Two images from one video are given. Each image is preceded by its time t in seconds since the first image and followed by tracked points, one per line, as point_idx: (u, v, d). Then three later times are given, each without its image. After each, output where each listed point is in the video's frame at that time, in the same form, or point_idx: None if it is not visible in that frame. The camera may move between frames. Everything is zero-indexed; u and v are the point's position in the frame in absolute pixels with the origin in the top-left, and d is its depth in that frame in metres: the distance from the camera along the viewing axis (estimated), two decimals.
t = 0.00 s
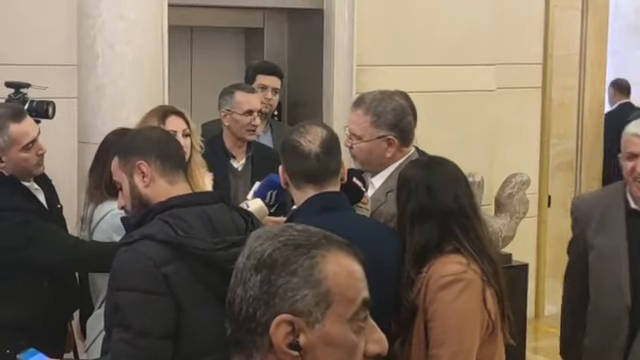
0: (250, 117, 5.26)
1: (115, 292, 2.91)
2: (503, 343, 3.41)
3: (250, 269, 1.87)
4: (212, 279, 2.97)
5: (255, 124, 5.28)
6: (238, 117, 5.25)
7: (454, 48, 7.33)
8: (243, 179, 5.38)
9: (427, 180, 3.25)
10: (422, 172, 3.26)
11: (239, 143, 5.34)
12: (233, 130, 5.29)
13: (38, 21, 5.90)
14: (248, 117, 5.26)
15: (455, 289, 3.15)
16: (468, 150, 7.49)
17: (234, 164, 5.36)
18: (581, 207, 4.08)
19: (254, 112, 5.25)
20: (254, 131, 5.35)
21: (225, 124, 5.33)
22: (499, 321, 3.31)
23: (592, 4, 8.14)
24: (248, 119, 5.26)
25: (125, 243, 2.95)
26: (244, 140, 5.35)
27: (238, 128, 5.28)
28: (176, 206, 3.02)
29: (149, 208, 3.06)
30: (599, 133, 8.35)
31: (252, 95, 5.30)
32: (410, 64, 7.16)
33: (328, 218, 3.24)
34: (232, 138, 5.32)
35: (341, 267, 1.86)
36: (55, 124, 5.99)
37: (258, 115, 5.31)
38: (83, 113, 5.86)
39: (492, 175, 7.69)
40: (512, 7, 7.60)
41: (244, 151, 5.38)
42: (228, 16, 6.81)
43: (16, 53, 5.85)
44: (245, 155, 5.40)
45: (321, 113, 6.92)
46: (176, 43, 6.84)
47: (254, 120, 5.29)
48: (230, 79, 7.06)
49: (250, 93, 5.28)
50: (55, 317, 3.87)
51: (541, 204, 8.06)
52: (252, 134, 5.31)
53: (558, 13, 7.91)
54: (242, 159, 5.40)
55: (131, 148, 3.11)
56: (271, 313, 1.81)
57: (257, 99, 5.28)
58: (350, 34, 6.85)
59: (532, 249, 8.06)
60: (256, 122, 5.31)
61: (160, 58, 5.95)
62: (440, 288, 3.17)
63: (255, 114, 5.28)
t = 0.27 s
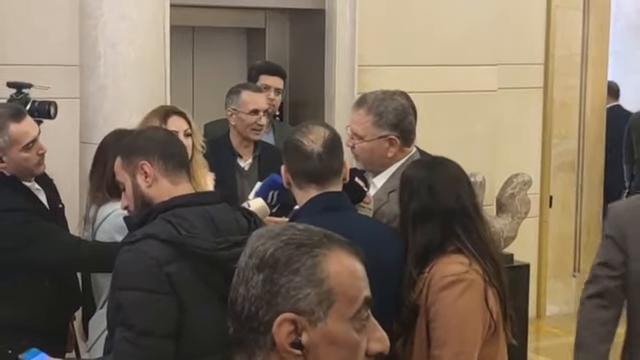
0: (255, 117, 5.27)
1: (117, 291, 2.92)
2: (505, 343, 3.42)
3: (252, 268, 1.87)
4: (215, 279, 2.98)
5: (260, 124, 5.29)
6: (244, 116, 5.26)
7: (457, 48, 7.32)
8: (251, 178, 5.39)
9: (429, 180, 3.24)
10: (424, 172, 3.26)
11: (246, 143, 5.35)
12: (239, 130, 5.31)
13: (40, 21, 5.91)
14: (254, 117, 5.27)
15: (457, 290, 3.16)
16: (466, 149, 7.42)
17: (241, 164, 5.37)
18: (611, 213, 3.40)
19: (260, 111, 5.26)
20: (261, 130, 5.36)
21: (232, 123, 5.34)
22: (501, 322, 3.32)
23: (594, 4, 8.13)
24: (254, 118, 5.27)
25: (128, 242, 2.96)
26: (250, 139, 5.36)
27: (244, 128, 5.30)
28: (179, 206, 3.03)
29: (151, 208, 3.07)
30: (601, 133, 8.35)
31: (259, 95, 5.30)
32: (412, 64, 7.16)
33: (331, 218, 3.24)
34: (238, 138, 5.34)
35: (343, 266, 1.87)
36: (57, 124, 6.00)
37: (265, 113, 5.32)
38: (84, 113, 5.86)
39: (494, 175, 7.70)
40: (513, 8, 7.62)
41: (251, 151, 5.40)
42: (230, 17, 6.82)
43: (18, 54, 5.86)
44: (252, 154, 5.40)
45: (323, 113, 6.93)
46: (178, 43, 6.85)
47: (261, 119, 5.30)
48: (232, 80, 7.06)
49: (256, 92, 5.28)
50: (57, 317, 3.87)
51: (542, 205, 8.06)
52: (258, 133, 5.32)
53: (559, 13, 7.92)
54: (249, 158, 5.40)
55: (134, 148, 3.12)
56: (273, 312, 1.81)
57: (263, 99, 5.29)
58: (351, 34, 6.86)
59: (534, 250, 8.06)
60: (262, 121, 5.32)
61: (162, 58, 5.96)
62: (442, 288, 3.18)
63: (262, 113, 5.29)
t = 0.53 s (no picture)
0: (257, 115, 5.26)
1: (118, 292, 2.91)
2: (507, 345, 3.41)
3: (257, 270, 1.85)
4: (216, 279, 2.97)
5: (264, 122, 5.28)
6: (247, 115, 5.27)
7: (458, 49, 7.31)
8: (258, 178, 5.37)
9: (431, 181, 3.24)
10: (427, 173, 3.25)
11: (250, 143, 5.35)
12: (244, 129, 5.31)
13: (41, 22, 5.90)
14: (256, 115, 5.26)
15: (459, 291, 3.15)
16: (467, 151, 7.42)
17: (248, 165, 5.35)
18: None
19: (262, 108, 5.26)
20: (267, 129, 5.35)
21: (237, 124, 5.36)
22: (503, 323, 3.30)
23: (595, 4, 8.12)
24: (256, 115, 5.27)
25: (128, 243, 2.95)
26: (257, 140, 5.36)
27: (248, 127, 5.30)
28: (180, 207, 3.02)
29: (152, 209, 3.06)
30: (602, 134, 8.35)
31: (263, 94, 5.31)
32: (413, 65, 7.16)
33: (332, 219, 3.24)
34: (244, 138, 5.34)
35: (347, 266, 1.87)
36: (57, 126, 5.98)
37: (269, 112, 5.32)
38: (86, 114, 5.85)
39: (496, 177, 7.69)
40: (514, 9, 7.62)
41: (257, 152, 5.38)
42: (231, 18, 6.81)
43: (19, 55, 5.85)
44: (259, 155, 5.40)
45: (324, 114, 6.92)
46: (179, 44, 6.85)
47: (264, 117, 5.29)
48: (233, 81, 7.05)
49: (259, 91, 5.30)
50: (58, 318, 3.86)
51: (544, 206, 8.04)
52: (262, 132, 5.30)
53: (560, 14, 7.92)
54: (257, 159, 5.39)
55: (136, 150, 3.12)
56: (280, 314, 1.80)
57: (266, 97, 5.29)
58: (353, 35, 6.86)
59: (536, 251, 8.05)
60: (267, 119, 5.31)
61: (163, 59, 5.95)
62: (444, 289, 3.17)
63: (264, 111, 5.28)
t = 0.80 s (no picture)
0: (258, 111, 5.29)
1: (120, 293, 2.91)
2: (510, 345, 3.40)
3: (260, 270, 1.85)
4: (217, 279, 2.96)
5: (265, 118, 5.29)
6: (248, 112, 5.31)
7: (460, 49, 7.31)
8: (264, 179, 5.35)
9: (434, 181, 3.23)
10: (429, 173, 3.25)
11: (255, 142, 5.35)
12: (247, 128, 5.34)
13: (42, 23, 5.90)
14: (256, 111, 5.29)
15: (461, 291, 3.15)
16: (470, 153, 7.42)
17: (255, 166, 5.34)
18: None
19: (261, 104, 5.29)
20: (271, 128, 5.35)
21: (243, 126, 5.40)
22: (506, 324, 3.30)
23: (597, 4, 8.11)
24: (257, 112, 5.30)
25: (130, 243, 2.96)
26: (262, 139, 5.35)
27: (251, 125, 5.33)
28: (181, 207, 3.02)
29: (154, 209, 3.06)
30: (604, 134, 8.34)
31: (265, 93, 5.37)
32: (415, 66, 7.16)
33: (334, 219, 3.23)
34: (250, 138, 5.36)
35: (348, 264, 1.87)
36: (59, 126, 5.98)
37: (271, 109, 5.33)
38: (87, 114, 5.85)
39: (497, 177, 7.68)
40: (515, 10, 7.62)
41: (264, 151, 5.37)
42: (233, 18, 6.81)
43: (21, 55, 5.85)
44: (267, 156, 5.38)
45: (326, 114, 6.92)
46: (180, 45, 6.84)
47: (265, 113, 5.31)
48: (234, 82, 7.05)
49: (259, 90, 5.37)
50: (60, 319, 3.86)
51: (546, 207, 8.04)
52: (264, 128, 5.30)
53: (563, 14, 7.92)
54: (264, 160, 5.38)
55: (137, 150, 3.12)
56: (284, 314, 1.80)
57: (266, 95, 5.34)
58: (354, 35, 6.86)
59: (537, 251, 8.05)
60: (269, 116, 5.32)
61: (165, 60, 5.94)
62: (447, 289, 3.17)
63: (264, 107, 5.31)
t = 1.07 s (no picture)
0: (259, 111, 5.31)
1: (122, 293, 2.91)
2: (512, 346, 3.40)
3: (267, 268, 1.84)
4: (218, 280, 2.96)
5: (267, 118, 5.30)
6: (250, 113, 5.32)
7: (462, 50, 7.30)
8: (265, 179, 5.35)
9: (437, 182, 3.23)
10: (432, 174, 3.25)
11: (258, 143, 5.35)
12: (250, 129, 5.35)
13: (43, 23, 5.90)
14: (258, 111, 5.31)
15: (464, 292, 3.15)
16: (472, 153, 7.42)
17: (258, 166, 5.33)
18: None
19: (262, 104, 5.30)
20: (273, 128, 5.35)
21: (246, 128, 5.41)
22: (508, 325, 3.30)
23: (599, 5, 8.11)
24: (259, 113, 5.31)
25: (132, 244, 2.95)
26: (265, 140, 5.35)
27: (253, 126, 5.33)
28: (182, 208, 3.02)
29: (154, 210, 3.07)
30: (606, 134, 8.34)
31: (266, 94, 5.39)
32: (417, 66, 7.15)
33: (336, 220, 3.23)
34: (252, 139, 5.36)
35: (356, 271, 1.86)
36: (60, 127, 5.98)
37: (273, 110, 5.34)
38: (89, 114, 5.85)
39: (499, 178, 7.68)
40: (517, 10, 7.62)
41: (267, 152, 5.37)
42: (234, 19, 6.81)
43: (22, 56, 5.85)
44: (269, 157, 5.38)
45: (328, 115, 6.92)
46: (182, 46, 6.84)
47: (267, 114, 5.32)
48: (236, 82, 7.05)
49: (260, 91, 5.39)
50: (61, 320, 3.86)
51: (548, 207, 8.04)
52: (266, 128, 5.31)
53: (565, 15, 7.92)
54: (267, 161, 5.37)
55: (137, 151, 3.12)
56: (286, 314, 1.80)
57: (268, 95, 5.36)
58: (356, 36, 6.86)
59: (539, 252, 8.04)
60: (271, 117, 5.33)
61: (166, 60, 5.94)
62: (449, 290, 3.17)
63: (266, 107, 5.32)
